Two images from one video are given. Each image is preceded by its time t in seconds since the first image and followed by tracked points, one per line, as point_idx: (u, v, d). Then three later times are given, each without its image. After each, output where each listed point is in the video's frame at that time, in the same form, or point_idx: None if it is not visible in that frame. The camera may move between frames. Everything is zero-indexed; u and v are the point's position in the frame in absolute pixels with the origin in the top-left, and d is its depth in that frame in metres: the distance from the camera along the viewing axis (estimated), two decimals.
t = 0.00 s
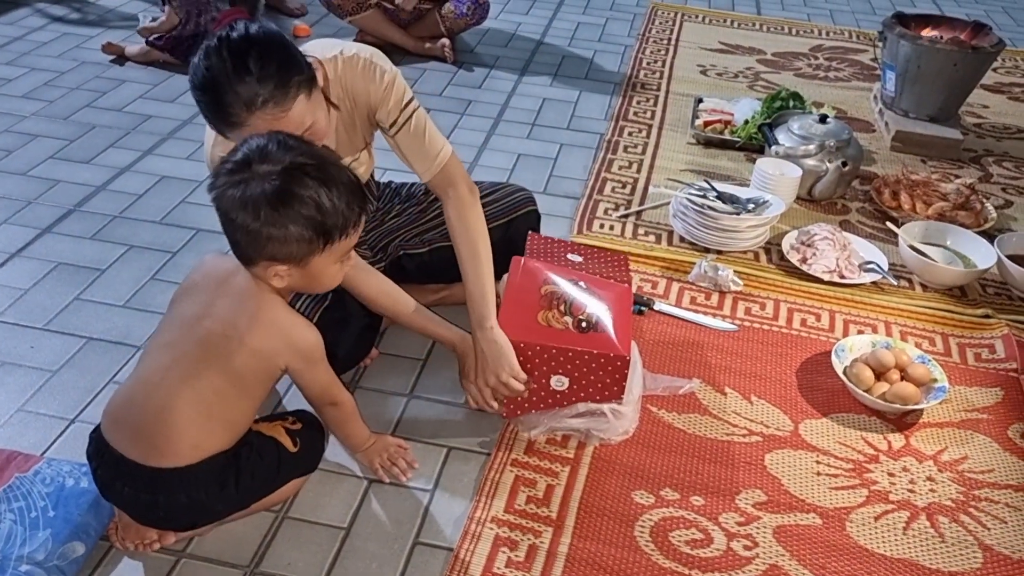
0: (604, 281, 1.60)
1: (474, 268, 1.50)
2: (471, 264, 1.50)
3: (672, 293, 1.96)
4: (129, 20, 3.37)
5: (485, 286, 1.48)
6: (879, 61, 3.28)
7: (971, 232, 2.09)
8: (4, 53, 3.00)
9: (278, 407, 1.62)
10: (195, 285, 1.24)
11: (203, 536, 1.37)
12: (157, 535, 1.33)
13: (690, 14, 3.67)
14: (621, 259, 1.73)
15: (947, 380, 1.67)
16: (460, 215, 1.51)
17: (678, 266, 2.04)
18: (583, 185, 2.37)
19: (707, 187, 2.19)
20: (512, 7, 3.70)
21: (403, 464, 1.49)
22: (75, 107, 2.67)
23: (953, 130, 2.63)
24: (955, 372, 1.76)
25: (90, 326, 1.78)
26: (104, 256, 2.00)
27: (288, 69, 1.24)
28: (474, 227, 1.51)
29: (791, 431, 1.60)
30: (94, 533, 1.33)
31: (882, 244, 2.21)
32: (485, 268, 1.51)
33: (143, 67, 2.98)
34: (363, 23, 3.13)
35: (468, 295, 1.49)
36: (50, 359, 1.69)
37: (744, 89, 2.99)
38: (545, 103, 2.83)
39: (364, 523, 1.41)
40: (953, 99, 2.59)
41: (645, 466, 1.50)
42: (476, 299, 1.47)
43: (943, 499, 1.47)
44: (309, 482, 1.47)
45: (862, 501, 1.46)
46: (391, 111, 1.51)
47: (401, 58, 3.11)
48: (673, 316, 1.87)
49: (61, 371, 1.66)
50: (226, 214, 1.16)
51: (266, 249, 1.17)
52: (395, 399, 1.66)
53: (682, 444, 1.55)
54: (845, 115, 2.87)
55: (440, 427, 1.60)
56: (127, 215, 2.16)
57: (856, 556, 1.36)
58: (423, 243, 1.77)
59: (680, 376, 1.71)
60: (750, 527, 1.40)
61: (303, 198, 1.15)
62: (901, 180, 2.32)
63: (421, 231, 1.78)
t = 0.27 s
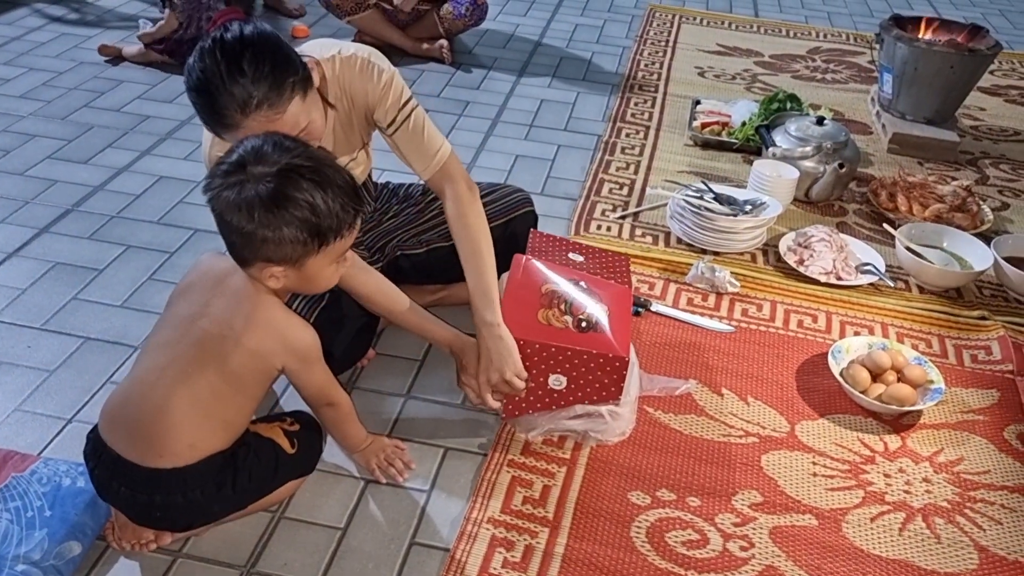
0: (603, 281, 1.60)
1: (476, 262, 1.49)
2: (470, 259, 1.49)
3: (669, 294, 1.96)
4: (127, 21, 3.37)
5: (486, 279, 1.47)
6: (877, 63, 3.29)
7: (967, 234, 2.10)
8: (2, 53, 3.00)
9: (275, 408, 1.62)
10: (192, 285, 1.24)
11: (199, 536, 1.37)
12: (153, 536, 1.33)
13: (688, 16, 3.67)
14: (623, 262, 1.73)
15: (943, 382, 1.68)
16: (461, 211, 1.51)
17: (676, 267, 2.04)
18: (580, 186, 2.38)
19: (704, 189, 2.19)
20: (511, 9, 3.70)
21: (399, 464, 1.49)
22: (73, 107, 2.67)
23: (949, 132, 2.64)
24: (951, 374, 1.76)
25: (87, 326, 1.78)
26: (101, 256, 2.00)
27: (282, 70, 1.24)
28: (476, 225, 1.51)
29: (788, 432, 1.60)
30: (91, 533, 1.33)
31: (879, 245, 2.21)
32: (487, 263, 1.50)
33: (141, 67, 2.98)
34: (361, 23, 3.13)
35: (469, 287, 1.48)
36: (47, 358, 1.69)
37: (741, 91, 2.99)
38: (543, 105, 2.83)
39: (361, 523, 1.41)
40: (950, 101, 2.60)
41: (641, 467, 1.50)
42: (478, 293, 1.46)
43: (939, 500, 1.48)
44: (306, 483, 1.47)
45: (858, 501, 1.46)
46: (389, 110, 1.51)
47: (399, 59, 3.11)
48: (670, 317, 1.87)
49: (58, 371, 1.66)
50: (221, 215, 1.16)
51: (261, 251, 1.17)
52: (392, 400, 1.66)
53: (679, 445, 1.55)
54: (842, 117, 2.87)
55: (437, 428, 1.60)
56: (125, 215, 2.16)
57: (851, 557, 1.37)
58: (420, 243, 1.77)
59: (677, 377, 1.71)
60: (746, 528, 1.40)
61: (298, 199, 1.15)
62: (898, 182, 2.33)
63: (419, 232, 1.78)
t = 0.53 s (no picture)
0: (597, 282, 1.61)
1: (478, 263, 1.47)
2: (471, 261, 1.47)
3: (669, 295, 1.96)
4: (128, 21, 3.38)
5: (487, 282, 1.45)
6: (877, 65, 3.29)
7: (967, 235, 2.10)
8: (3, 53, 3.01)
9: (275, 408, 1.62)
10: (193, 284, 1.24)
11: (199, 535, 1.37)
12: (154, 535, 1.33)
13: (688, 18, 3.68)
14: (610, 264, 1.75)
15: (942, 383, 1.68)
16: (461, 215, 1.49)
17: (676, 268, 2.05)
18: (580, 187, 2.38)
19: (704, 189, 2.19)
20: (511, 10, 3.70)
21: (399, 464, 1.49)
22: (75, 108, 2.67)
23: (950, 134, 2.64)
24: (951, 375, 1.76)
25: (88, 326, 1.78)
26: (102, 255, 2.00)
27: (286, 73, 1.24)
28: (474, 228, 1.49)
29: (787, 432, 1.60)
30: (91, 532, 1.33)
31: (878, 247, 2.22)
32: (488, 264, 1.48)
33: (142, 68, 2.99)
34: (362, 24, 3.13)
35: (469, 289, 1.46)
36: (48, 358, 1.69)
37: (742, 92, 3.00)
38: (544, 106, 2.84)
39: (361, 523, 1.41)
40: (950, 103, 2.60)
41: (641, 468, 1.51)
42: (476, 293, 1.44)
43: (938, 501, 1.48)
44: (307, 483, 1.47)
45: (858, 502, 1.47)
46: (392, 114, 1.51)
47: (400, 60, 3.12)
48: (670, 318, 1.87)
49: (59, 370, 1.66)
50: (224, 214, 1.16)
51: (263, 249, 1.17)
52: (392, 400, 1.66)
53: (678, 445, 1.56)
54: (842, 119, 2.88)
55: (437, 428, 1.60)
56: (126, 216, 2.16)
57: (850, 557, 1.37)
58: (421, 244, 1.77)
59: (677, 378, 1.71)
60: (745, 528, 1.41)
61: (301, 195, 1.15)
62: (898, 184, 2.33)
63: (420, 232, 1.79)
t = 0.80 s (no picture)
0: (591, 283, 1.61)
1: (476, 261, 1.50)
2: (469, 259, 1.50)
3: (668, 293, 1.96)
4: (129, 20, 3.38)
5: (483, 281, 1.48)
6: (877, 64, 3.29)
7: (966, 234, 2.10)
8: (4, 52, 3.01)
9: (275, 404, 1.62)
10: (192, 279, 1.24)
11: (199, 531, 1.38)
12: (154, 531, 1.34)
13: (688, 17, 3.68)
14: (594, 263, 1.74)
15: (941, 380, 1.69)
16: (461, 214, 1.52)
17: (675, 266, 2.05)
18: (580, 186, 2.38)
19: (704, 188, 2.20)
20: (512, 9, 3.71)
21: (399, 461, 1.49)
22: (75, 106, 2.68)
23: (949, 133, 2.64)
24: (950, 373, 1.76)
25: (89, 323, 1.79)
26: (103, 253, 2.01)
27: (287, 73, 1.25)
28: (476, 225, 1.52)
29: (786, 430, 1.60)
30: (90, 527, 1.33)
31: (878, 245, 2.22)
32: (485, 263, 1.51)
33: (143, 66, 2.99)
34: (362, 23, 3.13)
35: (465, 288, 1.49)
36: (48, 355, 1.70)
37: (742, 91, 3.00)
38: (544, 104, 2.84)
39: (360, 519, 1.41)
40: (949, 102, 2.60)
41: (640, 464, 1.51)
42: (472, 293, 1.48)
43: (937, 498, 1.48)
44: (307, 479, 1.48)
45: (857, 499, 1.47)
46: (393, 114, 1.52)
47: (400, 59, 3.12)
48: (669, 316, 1.87)
49: (59, 367, 1.67)
50: (225, 207, 1.16)
51: (266, 240, 1.18)
52: (392, 397, 1.66)
53: (677, 442, 1.56)
54: (842, 118, 2.88)
55: (436, 425, 1.60)
56: (126, 213, 2.17)
57: (849, 554, 1.37)
58: (421, 241, 1.77)
59: (676, 375, 1.71)
60: (744, 525, 1.41)
61: (301, 183, 1.16)
62: (897, 182, 2.33)
63: (420, 230, 1.79)
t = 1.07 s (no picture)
0: (587, 281, 1.62)
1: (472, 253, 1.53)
2: (466, 254, 1.53)
3: (666, 293, 1.97)
4: (128, 20, 3.39)
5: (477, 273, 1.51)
6: (874, 65, 3.30)
7: (963, 234, 2.11)
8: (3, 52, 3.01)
9: (274, 403, 1.63)
10: (191, 278, 1.25)
11: (198, 530, 1.38)
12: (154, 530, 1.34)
13: (686, 18, 3.69)
14: (595, 261, 1.75)
15: (937, 380, 1.70)
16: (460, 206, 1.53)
17: (673, 266, 2.06)
18: (579, 186, 2.39)
19: (702, 189, 2.21)
20: (510, 10, 3.71)
21: (397, 460, 1.50)
22: (74, 106, 2.68)
23: (946, 134, 2.65)
24: (946, 373, 1.77)
25: (88, 323, 1.79)
26: (102, 253, 2.01)
27: (286, 76, 1.25)
28: (479, 212, 1.54)
29: (783, 429, 1.61)
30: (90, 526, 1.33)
31: (875, 245, 2.23)
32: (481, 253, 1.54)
33: (142, 67, 2.99)
34: (361, 23, 3.14)
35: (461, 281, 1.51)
36: (47, 354, 1.70)
37: (740, 92, 3.01)
38: (542, 105, 2.84)
39: (359, 517, 1.42)
40: (946, 103, 2.61)
41: (638, 463, 1.51)
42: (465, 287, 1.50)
43: (933, 497, 1.49)
44: (306, 478, 1.48)
45: (854, 498, 1.47)
46: (391, 107, 1.53)
47: (399, 59, 3.13)
48: (667, 316, 1.88)
49: (58, 367, 1.67)
50: (226, 202, 1.17)
51: (266, 232, 1.18)
52: (390, 396, 1.67)
53: (675, 441, 1.56)
54: (839, 119, 2.89)
55: (435, 424, 1.61)
56: (125, 213, 2.17)
57: (846, 552, 1.38)
58: (420, 241, 1.77)
59: (673, 375, 1.72)
60: (741, 524, 1.41)
61: (301, 173, 1.17)
62: (894, 183, 2.34)
63: (419, 230, 1.79)
